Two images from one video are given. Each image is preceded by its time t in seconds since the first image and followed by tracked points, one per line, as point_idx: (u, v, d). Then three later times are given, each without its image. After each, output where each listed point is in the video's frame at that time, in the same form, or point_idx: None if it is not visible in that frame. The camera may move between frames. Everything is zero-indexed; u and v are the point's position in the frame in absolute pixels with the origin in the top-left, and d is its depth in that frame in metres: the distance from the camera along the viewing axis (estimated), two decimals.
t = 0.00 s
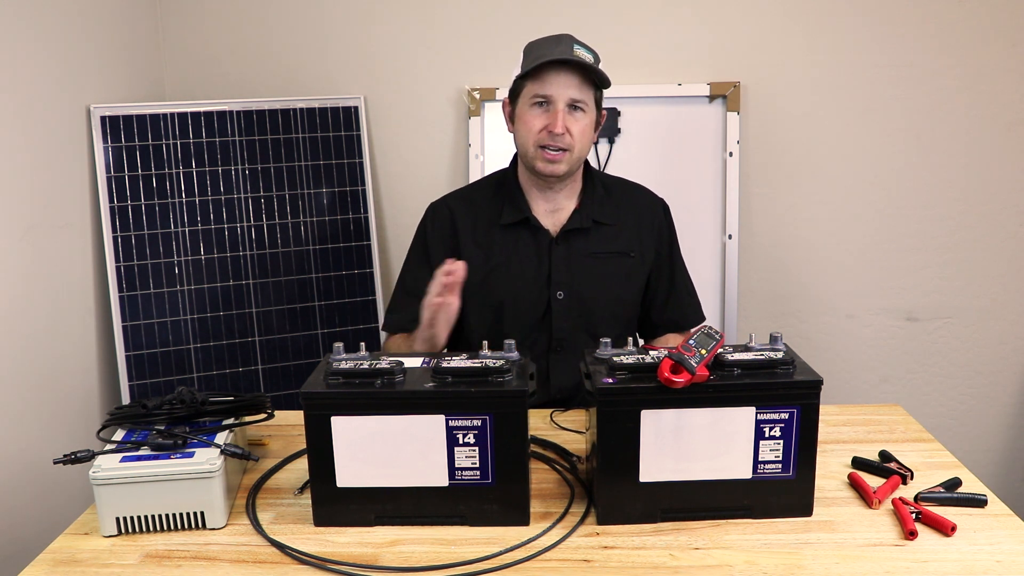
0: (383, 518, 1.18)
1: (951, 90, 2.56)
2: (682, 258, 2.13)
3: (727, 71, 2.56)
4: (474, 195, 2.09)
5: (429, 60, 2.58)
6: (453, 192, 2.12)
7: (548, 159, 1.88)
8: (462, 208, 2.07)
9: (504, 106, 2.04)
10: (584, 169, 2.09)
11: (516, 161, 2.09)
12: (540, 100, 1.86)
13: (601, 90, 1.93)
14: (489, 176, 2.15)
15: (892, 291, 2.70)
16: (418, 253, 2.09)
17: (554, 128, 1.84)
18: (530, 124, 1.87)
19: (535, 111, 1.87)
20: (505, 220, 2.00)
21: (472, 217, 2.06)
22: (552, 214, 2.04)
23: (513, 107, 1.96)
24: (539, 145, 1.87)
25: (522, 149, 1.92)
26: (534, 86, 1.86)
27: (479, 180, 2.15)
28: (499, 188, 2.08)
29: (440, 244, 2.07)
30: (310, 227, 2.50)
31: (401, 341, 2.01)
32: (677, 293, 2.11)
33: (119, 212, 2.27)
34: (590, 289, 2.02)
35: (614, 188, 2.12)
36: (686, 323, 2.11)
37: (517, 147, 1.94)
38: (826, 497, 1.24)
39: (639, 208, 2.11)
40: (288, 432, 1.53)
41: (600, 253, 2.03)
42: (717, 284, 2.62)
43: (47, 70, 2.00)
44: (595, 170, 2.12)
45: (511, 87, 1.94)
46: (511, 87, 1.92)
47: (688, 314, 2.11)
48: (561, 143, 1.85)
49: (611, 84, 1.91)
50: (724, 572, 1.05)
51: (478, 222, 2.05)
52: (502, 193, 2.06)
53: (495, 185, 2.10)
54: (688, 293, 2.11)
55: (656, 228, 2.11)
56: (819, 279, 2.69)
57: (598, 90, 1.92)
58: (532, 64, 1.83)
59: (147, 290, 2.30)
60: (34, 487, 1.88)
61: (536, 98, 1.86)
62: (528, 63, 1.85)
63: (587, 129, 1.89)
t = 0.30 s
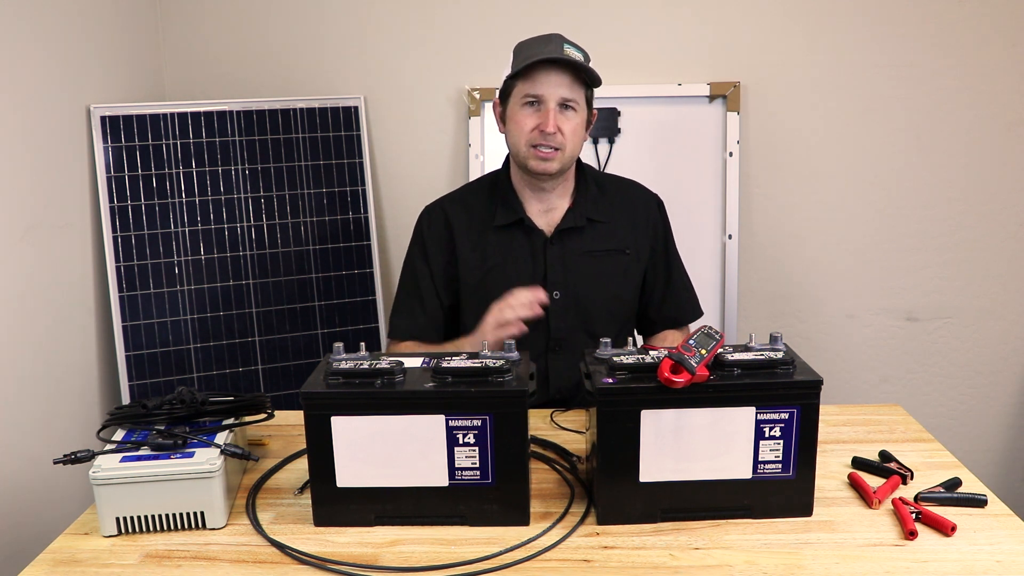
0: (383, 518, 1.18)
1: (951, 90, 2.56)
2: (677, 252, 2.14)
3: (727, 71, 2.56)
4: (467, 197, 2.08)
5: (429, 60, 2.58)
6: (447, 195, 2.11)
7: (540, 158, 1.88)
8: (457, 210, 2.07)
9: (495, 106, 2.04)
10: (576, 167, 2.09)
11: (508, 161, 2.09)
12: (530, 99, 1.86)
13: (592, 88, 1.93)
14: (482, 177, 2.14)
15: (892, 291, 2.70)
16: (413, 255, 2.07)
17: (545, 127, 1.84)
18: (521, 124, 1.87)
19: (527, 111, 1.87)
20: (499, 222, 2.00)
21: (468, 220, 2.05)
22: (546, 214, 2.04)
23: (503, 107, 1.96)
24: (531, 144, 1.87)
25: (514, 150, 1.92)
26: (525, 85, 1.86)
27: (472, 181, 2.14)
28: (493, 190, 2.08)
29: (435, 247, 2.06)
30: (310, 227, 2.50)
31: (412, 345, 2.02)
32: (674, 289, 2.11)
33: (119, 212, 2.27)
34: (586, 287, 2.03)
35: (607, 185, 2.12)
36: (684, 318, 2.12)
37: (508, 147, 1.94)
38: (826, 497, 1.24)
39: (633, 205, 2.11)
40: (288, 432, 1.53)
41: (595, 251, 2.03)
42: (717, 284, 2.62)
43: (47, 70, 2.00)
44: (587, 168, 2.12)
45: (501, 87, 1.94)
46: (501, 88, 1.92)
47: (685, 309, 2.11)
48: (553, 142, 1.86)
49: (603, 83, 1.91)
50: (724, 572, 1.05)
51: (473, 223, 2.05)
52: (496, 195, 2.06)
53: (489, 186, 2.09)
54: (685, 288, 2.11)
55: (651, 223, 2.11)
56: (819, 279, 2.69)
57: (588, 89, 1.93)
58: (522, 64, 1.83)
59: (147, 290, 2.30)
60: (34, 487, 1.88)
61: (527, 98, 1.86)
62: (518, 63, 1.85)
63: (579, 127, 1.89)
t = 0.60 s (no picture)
0: (383, 518, 1.18)
1: (952, 90, 2.56)
2: (677, 244, 2.14)
3: (727, 71, 2.56)
4: (464, 201, 2.08)
5: (429, 60, 2.58)
6: (443, 200, 2.11)
7: (537, 161, 1.88)
8: (454, 214, 2.06)
9: (489, 107, 2.04)
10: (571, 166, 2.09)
11: (503, 162, 2.08)
12: (527, 102, 1.86)
13: (587, 89, 1.94)
14: (478, 180, 2.14)
15: (892, 291, 2.70)
16: (412, 261, 2.07)
17: (542, 130, 1.84)
18: (518, 127, 1.87)
19: (523, 114, 1.87)
20: (494, 225, 2.00)
21: (465, 223, 2.05)
22: (543, 215, 2.05)
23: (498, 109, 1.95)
24: (527, 147, 1.87)
25: (510, 152, 1.91)
26: (521, 88, 1.85)
27: (468, 185, 2.14)
28: (489, 192, 2.08)
29: (434, 251, 2.06)
30: (310, 227, 2.50)
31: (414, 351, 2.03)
32: (675, 282, 2.12)
33: (119, 212, 2.27)
34: (586, 285, 2.03)
35: (603, 181, 2.13)
36: (685, 311, 2.13)
37: (504, 150, 1.93)
38: (826, 497, 1.24)
39: (631, 201, 2.11)
40: (288, 432, 1.53)
41: (595, 248, 2.03)
42: (718, 285, 2.62)
43: (47, 69, 2.00)
44: (581, 166, 2.12)
45: (496, 89, 1.93)
46: (496, 90, 1.92)
47: (686, 302, 2.12)
48: (550, 145, 1.86)
49: (598, 84, 1.92)
50: (724, 572, 1.05)
51: (471, 226, 2.05)
52: (492, 197, 2.06)
53: (485, 189, 2.09)
54: (686, 280, 2.12)
55: (649, 218, 2.12)
56: (819, 279, 2.69)
57: (583, 90, 1.93)
58: (518, 67, 1.83)
59: (147, 290, 2.31)
60: (34, 487, 1.88)
61: (524, 101, 1.86)
62: (513, 66, 1.84)
63: (575, 129, 1.89)
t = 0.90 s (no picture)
0: (383, 518, 1.18)
1: (952, 90, 2.56)
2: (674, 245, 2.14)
3: (727, 71, 2.56)
4: (461, 202, 2.08)
5: (429, 60, 2.58)
6: (440, 201, 2.10)
7: (535, 163, 1.88)
8: (452, 215, 2.06)
9: (488, 107, 2.03)
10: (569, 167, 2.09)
11: (501, 162, 2.08)
12: (527, 104, 1.86)
13: (587, 92, 1.94)
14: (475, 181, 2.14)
15: (892, 291, 2.70)
16: (409, 262, 2.07)
17: (542, 133, 1.84)
18: (517, 128, 1.87)
19: (522, 116, 1.87)
20: (492, 225, 2.00)
21: (462, 224, 2.05)
22: (541, 215, 2.04)
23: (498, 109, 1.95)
24: (526, 149, 1.87)
25: (508, 153, 1.91)
26: (521, 90, 1.85)
27: (465, 186, 2.14)
28: (486, 193, 2.08)
29: (431, 252, 2.05)
30: (310, 227, 2.50)
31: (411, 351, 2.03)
32: (672, 283, 2.12)
33: (119, 212, 2.27)
34: (584, 286, 2.03)
35: (601, 182, 2.13)
36: (683, 312, 2.13)
37: (503, 150, 1.93)
38: (827, 497, 1.24)
39: (629, 201, 2.11)
40: (288, 432, 1.53)
41: (592, 249, 2.03)
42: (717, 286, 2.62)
43: (47, 69, 2.00)
44: (579, 166, 2.12)
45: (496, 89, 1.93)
46: (497, 90, 1.92)
47: (684, 303, 2.12)
48: (548, 148, 1.86)
49: (598, 87, 1.92)
50: (725, 572, 1.05)
51: (469, 227, 2.04)
52: (489, 197, 2.06)
53: (482, 190, 2.09)
54: (683, 282, 2.12)
55: (647, 218, 2.12)
56: (819, 279, 2.69)
57: (583, 92, 1.93)
58: (520, 69, 1.82)
59: (147, 290, 2.31)
60: (34, 487, 1.88)
61: (523, 103, 1.86)
62: (514, 67, 1.84)
63: (574, 132, 1.89)
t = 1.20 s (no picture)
0: (383, 518, 1.18)
1: (951, 90, 2.56)
2: (674, 247, 2.14)
3: (727, 71, 2.56)
4: (462, 202, 2.08)
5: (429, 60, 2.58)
6: (441, 201, 2.10)
7: (536, 162, 1.88)
8: (453, 215, 2.06)
9: (489, 107, 2.03)
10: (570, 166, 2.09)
11: (502, 162, 2.08)
12: (526, 103, 1.86)
13: (587, 91, 1.93)
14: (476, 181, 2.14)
15: (892, 291, 2.70)
16: (410, 262, 2.07)
17: (542, 132, 1.84)
18: (517, 128, 1.87)
19: (522, 115, 1.87)
20: (494, 225, 2.00)
21: (463, 224, 2.05)
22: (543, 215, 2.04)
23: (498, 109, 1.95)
24: (527, 148, 1.87)
25: (509, 153, 1.91)
26: (521, 89, 1.85)
27: (466, 186, 2.13)
28: (488, 194, 2.08)
29: (432, 251, 2.05)
30: (310, 227, 2.50)
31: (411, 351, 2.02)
32: (672, 284, 2.12)
33: (119, 212, 2.27)
34: (584, 286, 2.03)
35: (602, 182, 2.13)
36: (683, 313, 2.13)
37: (503, 150, 1.93)
38: (826, 497, 1.24)
39: (630, 202, 2.11)
40: (288, 432, 1.53)
41: (593, 249, 2.03)
42: (717, 285, 2.62)
43: (47, 69, 2.00)
44: (580, 166, 2.12)
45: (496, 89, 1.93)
46: (497, 90, 1.92)
47: (683, 304, 2.12)
48: (549, 147, 1.86)
49: (598, 86, 1.91)
50: (724, 572, 1.05)
51: (470, 227, 2.04)
52: (490, 197, 2.06)
53: (483, 190, 2.09)
54: (683, 283, 2.12)
55: (647, 219, 2.12)
56: (819, 279, 2.69)
57: (583, 91, 1.93)
58: (519, 68, 1.82)
59: (147, 290, 2.31)
60: (34, 487, 1.88)
61: (523, 102, 1.86)
62: (513, 67, 1.84)
63: (575, 131, 1.89)
